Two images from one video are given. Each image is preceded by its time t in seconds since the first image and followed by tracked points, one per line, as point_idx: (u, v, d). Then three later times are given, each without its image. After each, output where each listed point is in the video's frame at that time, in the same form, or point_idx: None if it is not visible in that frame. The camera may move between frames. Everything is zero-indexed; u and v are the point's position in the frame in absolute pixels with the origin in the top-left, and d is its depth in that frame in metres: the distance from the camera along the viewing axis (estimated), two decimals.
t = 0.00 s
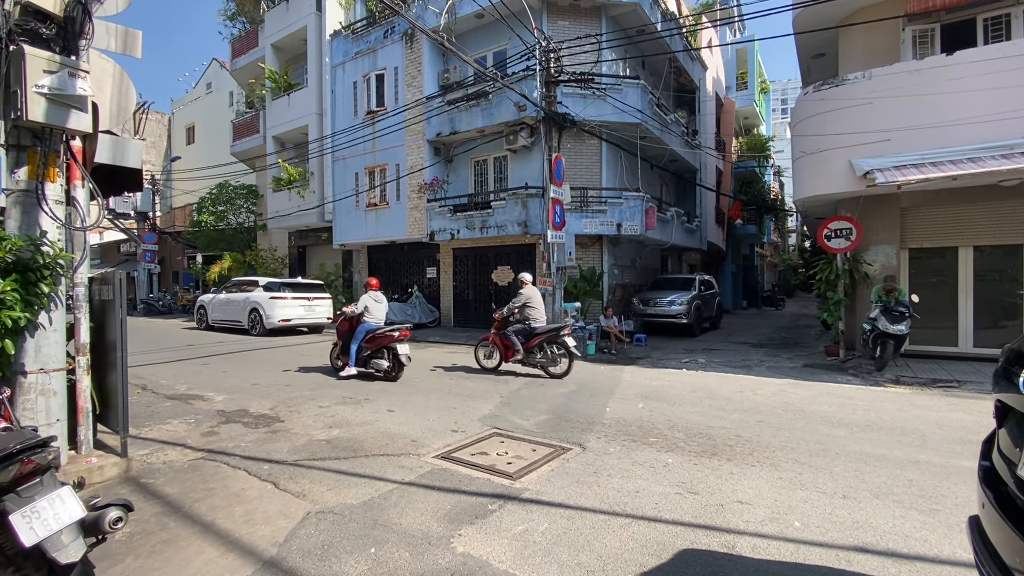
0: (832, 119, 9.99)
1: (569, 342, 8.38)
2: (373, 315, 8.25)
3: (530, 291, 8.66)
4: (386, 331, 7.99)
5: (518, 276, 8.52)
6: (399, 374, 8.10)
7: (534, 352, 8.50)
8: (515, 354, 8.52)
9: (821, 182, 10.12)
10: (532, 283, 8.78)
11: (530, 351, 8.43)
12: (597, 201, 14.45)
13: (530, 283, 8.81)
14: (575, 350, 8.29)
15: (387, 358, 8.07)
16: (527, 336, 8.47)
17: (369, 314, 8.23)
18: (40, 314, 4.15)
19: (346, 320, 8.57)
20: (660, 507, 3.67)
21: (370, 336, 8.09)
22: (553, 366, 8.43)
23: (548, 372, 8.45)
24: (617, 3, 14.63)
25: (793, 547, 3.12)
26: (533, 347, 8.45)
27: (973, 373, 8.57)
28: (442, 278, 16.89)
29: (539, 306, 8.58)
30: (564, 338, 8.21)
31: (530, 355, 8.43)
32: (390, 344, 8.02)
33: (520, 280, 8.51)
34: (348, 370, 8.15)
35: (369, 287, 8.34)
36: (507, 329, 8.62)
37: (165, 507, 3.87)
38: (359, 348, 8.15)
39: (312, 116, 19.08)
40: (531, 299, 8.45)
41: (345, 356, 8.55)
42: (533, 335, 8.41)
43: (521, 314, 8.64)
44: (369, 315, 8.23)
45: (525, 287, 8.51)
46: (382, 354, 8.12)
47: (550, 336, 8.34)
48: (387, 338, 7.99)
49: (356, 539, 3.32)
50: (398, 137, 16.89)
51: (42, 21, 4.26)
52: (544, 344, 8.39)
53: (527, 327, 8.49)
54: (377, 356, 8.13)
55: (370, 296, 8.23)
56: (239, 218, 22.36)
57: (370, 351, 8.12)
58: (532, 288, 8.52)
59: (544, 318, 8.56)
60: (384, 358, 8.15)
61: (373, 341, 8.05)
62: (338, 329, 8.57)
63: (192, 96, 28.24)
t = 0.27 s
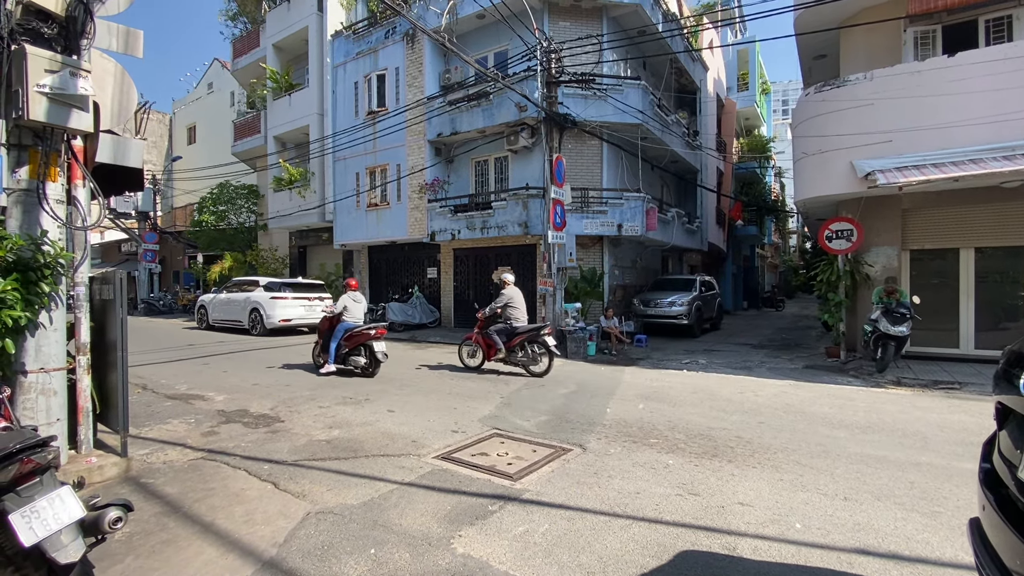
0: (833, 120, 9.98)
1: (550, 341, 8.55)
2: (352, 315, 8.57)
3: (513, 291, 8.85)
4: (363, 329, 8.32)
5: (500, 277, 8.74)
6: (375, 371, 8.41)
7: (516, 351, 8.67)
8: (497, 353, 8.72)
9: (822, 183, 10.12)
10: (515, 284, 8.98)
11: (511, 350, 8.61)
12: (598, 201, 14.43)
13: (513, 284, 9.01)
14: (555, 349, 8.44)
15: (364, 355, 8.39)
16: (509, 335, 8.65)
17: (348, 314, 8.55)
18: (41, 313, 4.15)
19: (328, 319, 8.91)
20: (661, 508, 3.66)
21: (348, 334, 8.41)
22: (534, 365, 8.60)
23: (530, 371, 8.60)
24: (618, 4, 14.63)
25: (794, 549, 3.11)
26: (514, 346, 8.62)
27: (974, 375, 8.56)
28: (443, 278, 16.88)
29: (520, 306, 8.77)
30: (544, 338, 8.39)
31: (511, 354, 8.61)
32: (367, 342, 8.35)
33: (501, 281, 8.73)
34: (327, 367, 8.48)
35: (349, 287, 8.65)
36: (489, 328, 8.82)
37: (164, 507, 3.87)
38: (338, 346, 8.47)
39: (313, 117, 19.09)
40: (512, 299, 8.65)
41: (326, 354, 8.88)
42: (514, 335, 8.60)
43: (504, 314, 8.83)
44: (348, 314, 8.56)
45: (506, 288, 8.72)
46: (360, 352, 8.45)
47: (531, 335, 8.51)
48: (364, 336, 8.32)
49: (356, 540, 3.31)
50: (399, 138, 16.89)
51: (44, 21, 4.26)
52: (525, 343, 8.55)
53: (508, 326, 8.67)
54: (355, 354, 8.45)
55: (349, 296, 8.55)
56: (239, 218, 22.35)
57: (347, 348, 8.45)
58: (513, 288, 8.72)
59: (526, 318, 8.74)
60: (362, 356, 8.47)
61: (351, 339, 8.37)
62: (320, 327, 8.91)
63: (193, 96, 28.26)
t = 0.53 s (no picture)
0: (834, 120, 9.97)
1: (540, 341, 8.72)
2: (341, 314, 8.74)
3: (504, 291, 8.96)
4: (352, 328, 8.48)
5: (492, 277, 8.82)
6: (364, 369, 8.60)
7: (506, 350, 8.81)
8: (488, 352, 8.84)
9: (822, 184, 10.12)
10: (506, 283, 9.09)
11: (502, 350, 8.74)
12: (598, 202, 14.41)
13: (504, 284, 9.11)
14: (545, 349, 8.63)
15: (354, 353, 8.58)
16: (500, 335, 8.79)
17: (338, 313, 8.71)
18: (41, 313, 4.15)
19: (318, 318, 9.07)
20: (661, 509, 3.65)
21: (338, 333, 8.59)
22: (524, 364, 8.76)
23: (519, 370, 8.77)
24: (619, 4, 14.63)
25: (795, 550, 3.11)
26: (505, 346, 8.76)
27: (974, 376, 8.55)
28: (443, 278, 16.88)
29: (511, 306, 8.89)
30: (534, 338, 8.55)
31: (502, 353, 8.74)
32: (356, 341, 8.50)
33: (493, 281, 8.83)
34: (318, 365, 8.71)
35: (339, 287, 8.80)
36: (481, 328, 8.92)
37: (164, 507, 3.87)
38: (329, 345, 8.65)
39: (313, 117, 19.10)
40: (503, 300, 8.77)
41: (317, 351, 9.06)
42: (505, 334, 8.73)
43: (494, 314, 8.94)
44: (338, 314, 8.72)
45: (498, 288, 8.82)
46: (349, 350, 8.64)
47: (521, 335, 8.67)
48: (352, 336, 8.47)
49: (355, 540, 3.30)
50: (399, 138, 16.89)
51: (45, 21, 4.26)
52: (515, 343, 8.70)
53: (500, 326, 8.79)
54: (345, 352, 8.64)
55: (339, 296, 8.70)
56: (240, 218, 22.34)
57: (338, 346, 8.63)
58: (505, 289, 8.84)
59: (516, 318, 8.88)
60: (351, 354, 8.65)
61: (341, 338, 8.55)
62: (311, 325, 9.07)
63: (194, 96, 28.26)
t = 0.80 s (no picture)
0: (835, 122, 9.97)
1: (521, 340, 8.86)
2: (323, 313, 9.13)
3: (486, 291, 9.06)
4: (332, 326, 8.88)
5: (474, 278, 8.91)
6: (344, 366, 9.00)
7: (489, 349, 8.95)
8: (471, 351, 8.99)
9: (823, 186, 10.12)
10: (488, 283, 9.20)
11: (485, 349, 8.87)
12: (599, 202, 14.37)
13: (487, 283, 9.20)
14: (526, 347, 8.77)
15: (333, 351, 8.99)
16: (482, 334, 8.90)
17: (318, 312, 9.10)
18: (42, 313, 4.15)
19: (300, 317, 9.46)
20: (662, 511, 3.65)
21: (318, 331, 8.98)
22: (506, 363, 8.91)
23: (502, 368, 8.92)
24: (620, 5, 14.64)
25: (796, 552, 3.10)
26: (487, 345, 8.89)
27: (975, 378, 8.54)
28: (443, 279, 16.88)
29: (493, 306, 9.01)
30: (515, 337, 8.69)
31: (484, 353, 8.90)
32: (336, 339, 8.96)
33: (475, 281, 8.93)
34: (300, 362, 9.09)
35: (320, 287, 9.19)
36: (464, 327, 9.03)
37: (164, 508, 3.86)
38: (309, 343, 9.04)
39: (314, 117, 19.11)
40: (485, 300, 8.87)
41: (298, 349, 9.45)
42: (487, 333, 8.86)
43: (477, 314, 9.05)
44: (319, 313, 9.11)
45: (480, 289, 8.92)
46: (329, 347, 9.04)
47: (503, 334, 8.80)
48: (332, 334, 8.91)
49: (355, 541, 3.30)
50: (400, 138, 16.89)
51: (47, 20, 4.26)
52: (497, 342, 8.84)
53: (482, 326, 8.91)
54: (325, 350, 9.04)
55: (320, 295, 9.08)
56: (240, 218, 22.33)
57: (318, 344, 9.03)
58: (487, 289, 8.93)
59: (498, 317, 8.99)
60: (331, 351, 9.09)
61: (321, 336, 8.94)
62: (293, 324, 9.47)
63: (195, 96, 28.29)
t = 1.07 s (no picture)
0: (836, 123, 9.97)
1: (503, 340, 9.15)
2: (306, 312, 9.46)
3: (470, 292, 9.40)
4: (314, 324, 9.22)
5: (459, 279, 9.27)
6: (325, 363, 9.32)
7: (472, 348, 9.23)
8: (454, 351, 9.23)
9: (824, 187, 10.11)
10: (473, 285, 9.55)
11: (467, 347, 9.14)
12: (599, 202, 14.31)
13: (471, 285, 9.56)
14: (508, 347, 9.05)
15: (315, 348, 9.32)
16: (465, 333, 9.20)
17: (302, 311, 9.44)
18: (42, 313, 4.15)
19: (284, 316, 9.80)
20: (662, 512, 3.65)
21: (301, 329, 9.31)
22: (488, 362, 9.16)
23: (484, 367, 9.16)
24: (621, 6, 14.65)
25: (797, 554, 3.10)
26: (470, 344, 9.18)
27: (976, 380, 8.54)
28: (443, 279, 16.87)
29: (476, 307, 9.34)
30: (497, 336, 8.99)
31: (467, 352, 9.15)
32: (316, 337, 9.29)
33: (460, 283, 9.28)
34: (283, 360, 9.40)
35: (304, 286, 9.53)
36: (447, 327, 9.33)
37: (165, 508, 3.86)
38: (291, 341, 9.37)
39: (315, 117, 19.11)
40: (469, 300, 9.21)
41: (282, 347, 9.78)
42: (470, 333, 9.15)
43: (461, 314, 9.38)
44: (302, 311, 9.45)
45: (464, 289, 9.27)
46: (312, 345, 9.38)
47: (485, 333, 9.11)
48: (313, 332, 9.24)
49: (355, 542, 3.30)
50: (401, 138, 16.89)
51: (48, 21, 4.26)
52: (480, 341, 9.13)
53: (465, 326, 9.22)
54: (307, 347, 9.37)
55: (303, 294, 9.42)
56: (240, 218, 22.32)
57: (300, 342, 9.36)
58: (470, 289, 9.30)
59: (481, 318, 9.32)
60: (313, 349, 9.44)
61: (303, 334, 9.28)
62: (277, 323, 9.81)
63: (195, 96, 28.31)
